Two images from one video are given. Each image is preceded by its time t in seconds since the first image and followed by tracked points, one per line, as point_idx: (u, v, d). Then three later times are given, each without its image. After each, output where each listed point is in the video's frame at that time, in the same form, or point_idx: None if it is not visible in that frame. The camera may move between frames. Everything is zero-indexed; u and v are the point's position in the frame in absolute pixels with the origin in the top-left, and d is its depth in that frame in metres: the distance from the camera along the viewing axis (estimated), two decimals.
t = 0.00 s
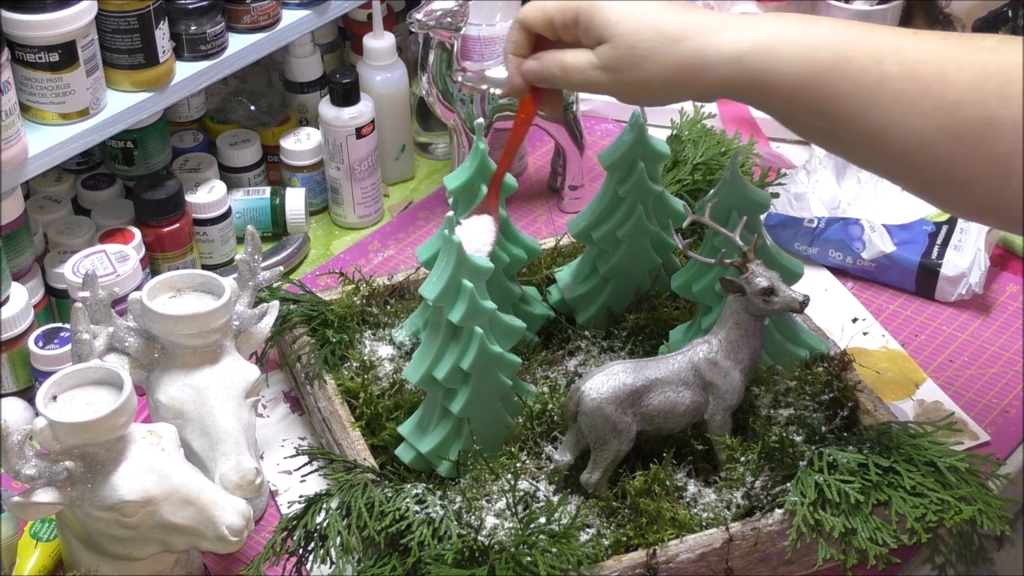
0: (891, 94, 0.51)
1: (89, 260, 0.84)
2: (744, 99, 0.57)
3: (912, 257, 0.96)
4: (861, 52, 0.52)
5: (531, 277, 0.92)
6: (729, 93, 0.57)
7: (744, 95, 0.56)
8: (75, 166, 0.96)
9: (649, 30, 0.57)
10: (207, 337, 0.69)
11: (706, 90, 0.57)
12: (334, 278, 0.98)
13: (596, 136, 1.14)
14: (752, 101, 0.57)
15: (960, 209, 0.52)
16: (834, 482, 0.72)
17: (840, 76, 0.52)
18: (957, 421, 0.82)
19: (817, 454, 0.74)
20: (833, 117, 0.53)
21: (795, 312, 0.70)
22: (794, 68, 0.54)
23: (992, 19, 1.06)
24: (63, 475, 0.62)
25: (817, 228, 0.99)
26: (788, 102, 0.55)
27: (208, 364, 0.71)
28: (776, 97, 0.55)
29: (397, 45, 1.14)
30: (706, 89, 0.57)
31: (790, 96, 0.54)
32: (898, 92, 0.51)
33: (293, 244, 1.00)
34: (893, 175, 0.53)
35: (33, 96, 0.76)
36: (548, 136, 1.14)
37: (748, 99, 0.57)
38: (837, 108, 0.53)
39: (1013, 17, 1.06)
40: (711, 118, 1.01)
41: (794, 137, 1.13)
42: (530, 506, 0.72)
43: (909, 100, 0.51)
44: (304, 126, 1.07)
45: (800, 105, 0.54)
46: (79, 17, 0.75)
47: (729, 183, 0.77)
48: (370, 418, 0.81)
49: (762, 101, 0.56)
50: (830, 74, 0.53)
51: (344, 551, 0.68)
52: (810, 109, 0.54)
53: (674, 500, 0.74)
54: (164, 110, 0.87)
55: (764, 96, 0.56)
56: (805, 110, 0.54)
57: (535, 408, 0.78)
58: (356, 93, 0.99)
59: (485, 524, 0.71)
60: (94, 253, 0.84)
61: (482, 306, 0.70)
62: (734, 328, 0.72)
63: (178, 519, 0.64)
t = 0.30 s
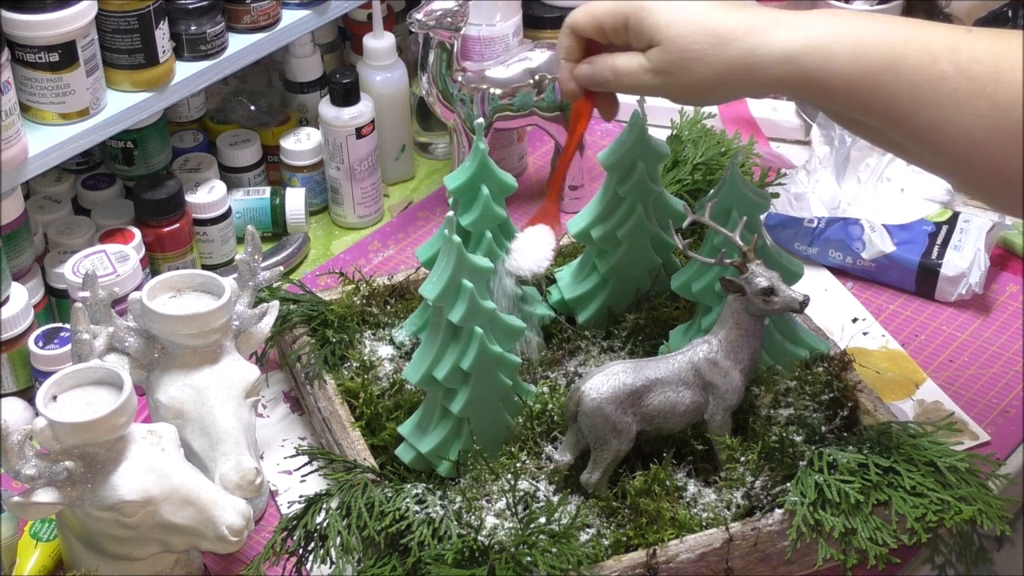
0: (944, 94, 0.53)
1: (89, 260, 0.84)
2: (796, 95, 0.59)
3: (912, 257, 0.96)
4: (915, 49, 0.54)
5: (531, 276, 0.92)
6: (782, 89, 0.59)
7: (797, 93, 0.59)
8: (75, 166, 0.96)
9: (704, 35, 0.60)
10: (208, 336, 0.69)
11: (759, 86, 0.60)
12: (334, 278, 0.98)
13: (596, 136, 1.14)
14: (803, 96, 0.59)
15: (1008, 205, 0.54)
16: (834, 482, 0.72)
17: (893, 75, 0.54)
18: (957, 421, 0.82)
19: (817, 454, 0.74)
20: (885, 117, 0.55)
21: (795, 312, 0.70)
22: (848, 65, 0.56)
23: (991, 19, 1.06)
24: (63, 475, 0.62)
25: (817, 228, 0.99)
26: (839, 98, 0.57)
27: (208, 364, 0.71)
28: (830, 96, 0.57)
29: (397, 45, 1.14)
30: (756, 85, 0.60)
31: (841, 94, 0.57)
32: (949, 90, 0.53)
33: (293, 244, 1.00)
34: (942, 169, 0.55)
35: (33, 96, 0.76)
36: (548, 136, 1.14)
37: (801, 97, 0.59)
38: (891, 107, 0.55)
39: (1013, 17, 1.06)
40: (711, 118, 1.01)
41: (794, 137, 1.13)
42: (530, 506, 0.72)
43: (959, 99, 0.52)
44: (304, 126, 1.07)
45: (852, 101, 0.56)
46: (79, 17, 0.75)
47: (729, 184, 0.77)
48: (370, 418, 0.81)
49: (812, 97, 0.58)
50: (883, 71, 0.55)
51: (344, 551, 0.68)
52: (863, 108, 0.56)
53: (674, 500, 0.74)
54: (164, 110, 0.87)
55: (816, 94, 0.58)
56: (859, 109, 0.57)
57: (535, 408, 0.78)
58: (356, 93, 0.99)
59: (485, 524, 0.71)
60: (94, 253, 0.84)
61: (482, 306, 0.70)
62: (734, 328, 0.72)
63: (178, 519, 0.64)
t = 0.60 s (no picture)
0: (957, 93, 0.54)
1: (89, 260, 0.84)
2: (812, 90, 0.61)
3: (912, 256, 0.96)
4: (929, 47, 0.56)
5: (531, 276, 0.92)
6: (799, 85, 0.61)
7: (812, 89, 0.60)
8: (75, 166, 0.96)
9: (720, 28, 0.61)
10: (208, 337, 0.69)
11: (774, 81, 0.61)
12: (334, 278, 0.98)
13: (596, 136, 1.14)
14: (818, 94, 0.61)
15: (1013, 202, 0.55)
16: (834, 482, 0.72)
17: (908, 72, 0.56)
18: (958, 421, 0.82)
19: (817, 454, 0.74)
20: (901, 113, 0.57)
21: (795, 312, 0.70)
22: (866, 62, 0.57)
23: (992, 19, 1.06)
24: (63, 475, 0.62)
25: (817, 228, 0.99)
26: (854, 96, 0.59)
27: (208, 364, 0.71)
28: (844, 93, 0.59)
29: (397, 45, 1.14)
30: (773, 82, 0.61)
31: (858, 90, 0.58)
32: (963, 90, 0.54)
33: (293, 244, 1.00)
34: (952, 166, 0.56)
35: (33, 95, 0.76)
36: (548, 136, 1.14)
37: (816, 94, 0.60)
38: (906, 103, 0.56)
39: (1013, 17, 1.06)
40: (711, 118, 1.01)
41: (795, 137, 1.13)
42: (530, 506, 0.72)
43: (970, 98, 0.54)
44: (304, 126, 1.07)
45: (866, 98, 0.58)
46: (79, 17, 0.75)
47: (729, 183, 0.78)
48: (370, 418, 0.81)
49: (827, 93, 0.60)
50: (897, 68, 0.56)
51: (344, 551, 0.68)
52: (879, 106, 0.58)
53: (674, 499, 0.74)
54: (164, 110, 0.87)
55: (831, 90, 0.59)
56: (874, 107, 0.58)
57: (535, 408, 0.78)
58: (356, 93, 0.99)
59: (485, 524, 0.71)
60: (94, 253, 0.84)
61: (482, 306, 0.70)
62: (734, 328, 0.72)
63: (178, 519, 0.64)
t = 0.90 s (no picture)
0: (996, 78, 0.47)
1: (90, 260, 0.84)
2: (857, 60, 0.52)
3: (912, 256, 0.96)
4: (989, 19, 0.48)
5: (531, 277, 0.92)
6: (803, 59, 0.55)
7: (853, 53, 0.52)
8: (75, 166, 0.96)
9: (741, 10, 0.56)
10: (208, 337, 0.69)
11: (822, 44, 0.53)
12: (334, 278, 0.98)
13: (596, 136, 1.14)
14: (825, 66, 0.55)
15: None
16: (834, 482, 0.72)
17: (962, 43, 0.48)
18: (957, 421, 0.82)
19: (817, 454, 0.74)
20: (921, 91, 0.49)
21: (795, 312, 0.70)
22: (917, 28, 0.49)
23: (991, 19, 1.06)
24: (63, 475, 0.62)
25: (817, 228, 0.99)
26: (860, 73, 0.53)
27: (208, 364, 0.71)
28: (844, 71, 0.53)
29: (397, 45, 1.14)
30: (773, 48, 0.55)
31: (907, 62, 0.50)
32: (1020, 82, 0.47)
33: (293, 244, 1.00)
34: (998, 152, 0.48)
35: (33, 96, 0.76)
36: (548, 136, 1.14)
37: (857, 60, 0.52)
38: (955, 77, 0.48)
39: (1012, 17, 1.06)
40: (710, 118, 1.02)
41: (795, 137, 1.12)
42: (530, 506, 0.72)
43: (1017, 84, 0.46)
44: (304, 126, 1.07)
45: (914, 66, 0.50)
46: (79, 17, 0.75)
47: (729, 183, 0.78)
48: (370, 418, 0.81)
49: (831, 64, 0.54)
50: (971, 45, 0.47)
51: (344, 551, 0.68)
52: (879, 84, 0.52)
53: (674, 499, 0.74)
54: (164, 110, 0.87)
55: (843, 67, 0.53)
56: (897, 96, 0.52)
57: (535, 408, 0.78)
58: (356, 93, 0.99)
59: (485, 524, 0.71)
60: (94, 253, 0.84)
61: (482, 306, 0.70)
62: (734, 328, 0.72)
63: (178, 519, 0.64)
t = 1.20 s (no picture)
0: None
1: (89, 260, 0.84)
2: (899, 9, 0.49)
3: (912, 257, 0.96)
4: None
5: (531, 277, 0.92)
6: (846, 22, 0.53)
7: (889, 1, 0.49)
8: (75, 165, 0.96)
9: None
10: (208, 336, 0.69)
11: None
12: (334, 278, 0.98)
13: (596, 137, 1.14)
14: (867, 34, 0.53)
15: None
16: (834, 482, 0.72)
17: None
18: (957, 421, 0.82)
19: (817, 454, 0.75)
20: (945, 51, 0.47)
21: (796, 312, 0.70)
22: None
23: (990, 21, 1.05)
24: (63, 475, 0.62)
25: (817, 228, 0.99)
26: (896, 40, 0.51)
27: (208, 364, 0.71)
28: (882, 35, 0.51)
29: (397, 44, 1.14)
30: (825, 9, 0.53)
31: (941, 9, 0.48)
32: None
33: (293, 244, 1.00)
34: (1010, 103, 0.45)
35: (33, 96, 0.76)
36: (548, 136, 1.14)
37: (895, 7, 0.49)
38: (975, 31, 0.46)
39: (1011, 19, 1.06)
40: (710, 118, 1.02)
41: (795, 137, 1.12)
42: (530, 506, 0.72)
43: None
44: (304, 126, 1.07)
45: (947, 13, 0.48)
46: (79, 17, 0.75)
47: (729, 183, 0.78)
48: (370, 418, 0.81)
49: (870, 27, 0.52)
50: None
51: (344, 551, 0.68)
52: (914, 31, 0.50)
53: (674, 499, 0.74)
54: (164, 110, 0.87)
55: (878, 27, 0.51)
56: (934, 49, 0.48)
57: (535, 408, 0.78)
58: (356, 93, 0.99)
59: (485, 524, 0.71)
60: (94, 253, 0.84)
61: (482, 306, 0.70)
62: (734, 328, 0.72)
63: (178, 519, 0.64)
